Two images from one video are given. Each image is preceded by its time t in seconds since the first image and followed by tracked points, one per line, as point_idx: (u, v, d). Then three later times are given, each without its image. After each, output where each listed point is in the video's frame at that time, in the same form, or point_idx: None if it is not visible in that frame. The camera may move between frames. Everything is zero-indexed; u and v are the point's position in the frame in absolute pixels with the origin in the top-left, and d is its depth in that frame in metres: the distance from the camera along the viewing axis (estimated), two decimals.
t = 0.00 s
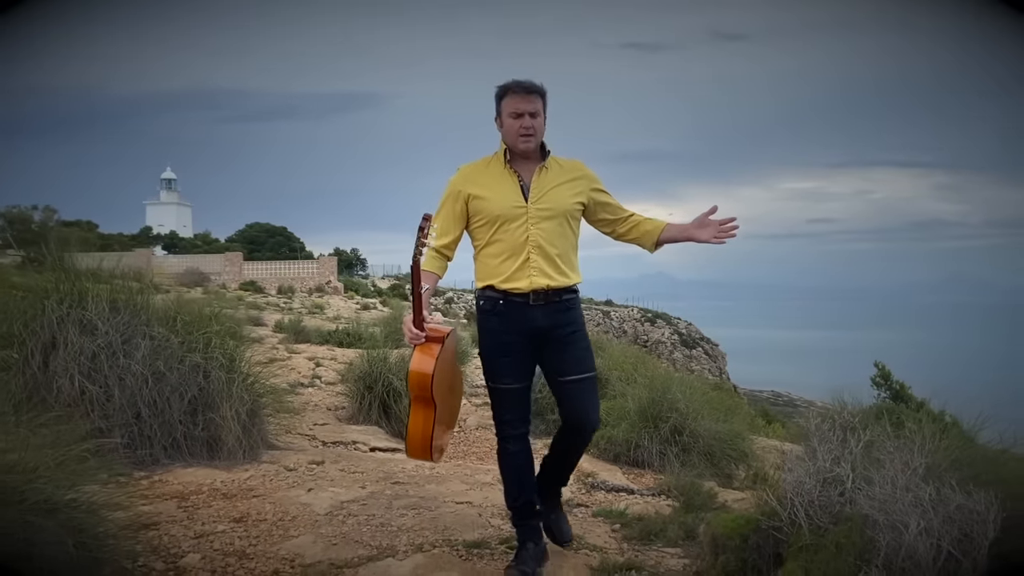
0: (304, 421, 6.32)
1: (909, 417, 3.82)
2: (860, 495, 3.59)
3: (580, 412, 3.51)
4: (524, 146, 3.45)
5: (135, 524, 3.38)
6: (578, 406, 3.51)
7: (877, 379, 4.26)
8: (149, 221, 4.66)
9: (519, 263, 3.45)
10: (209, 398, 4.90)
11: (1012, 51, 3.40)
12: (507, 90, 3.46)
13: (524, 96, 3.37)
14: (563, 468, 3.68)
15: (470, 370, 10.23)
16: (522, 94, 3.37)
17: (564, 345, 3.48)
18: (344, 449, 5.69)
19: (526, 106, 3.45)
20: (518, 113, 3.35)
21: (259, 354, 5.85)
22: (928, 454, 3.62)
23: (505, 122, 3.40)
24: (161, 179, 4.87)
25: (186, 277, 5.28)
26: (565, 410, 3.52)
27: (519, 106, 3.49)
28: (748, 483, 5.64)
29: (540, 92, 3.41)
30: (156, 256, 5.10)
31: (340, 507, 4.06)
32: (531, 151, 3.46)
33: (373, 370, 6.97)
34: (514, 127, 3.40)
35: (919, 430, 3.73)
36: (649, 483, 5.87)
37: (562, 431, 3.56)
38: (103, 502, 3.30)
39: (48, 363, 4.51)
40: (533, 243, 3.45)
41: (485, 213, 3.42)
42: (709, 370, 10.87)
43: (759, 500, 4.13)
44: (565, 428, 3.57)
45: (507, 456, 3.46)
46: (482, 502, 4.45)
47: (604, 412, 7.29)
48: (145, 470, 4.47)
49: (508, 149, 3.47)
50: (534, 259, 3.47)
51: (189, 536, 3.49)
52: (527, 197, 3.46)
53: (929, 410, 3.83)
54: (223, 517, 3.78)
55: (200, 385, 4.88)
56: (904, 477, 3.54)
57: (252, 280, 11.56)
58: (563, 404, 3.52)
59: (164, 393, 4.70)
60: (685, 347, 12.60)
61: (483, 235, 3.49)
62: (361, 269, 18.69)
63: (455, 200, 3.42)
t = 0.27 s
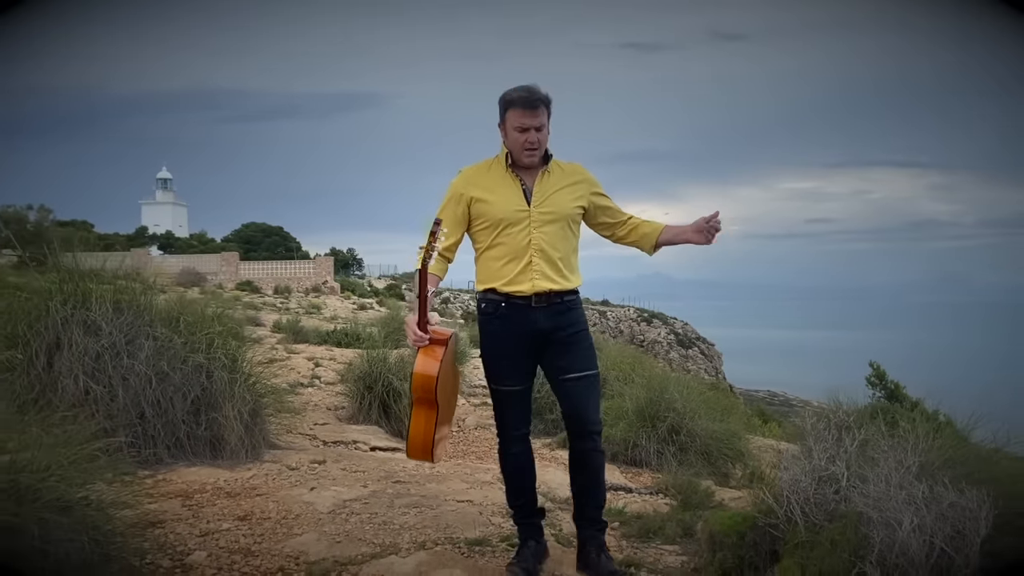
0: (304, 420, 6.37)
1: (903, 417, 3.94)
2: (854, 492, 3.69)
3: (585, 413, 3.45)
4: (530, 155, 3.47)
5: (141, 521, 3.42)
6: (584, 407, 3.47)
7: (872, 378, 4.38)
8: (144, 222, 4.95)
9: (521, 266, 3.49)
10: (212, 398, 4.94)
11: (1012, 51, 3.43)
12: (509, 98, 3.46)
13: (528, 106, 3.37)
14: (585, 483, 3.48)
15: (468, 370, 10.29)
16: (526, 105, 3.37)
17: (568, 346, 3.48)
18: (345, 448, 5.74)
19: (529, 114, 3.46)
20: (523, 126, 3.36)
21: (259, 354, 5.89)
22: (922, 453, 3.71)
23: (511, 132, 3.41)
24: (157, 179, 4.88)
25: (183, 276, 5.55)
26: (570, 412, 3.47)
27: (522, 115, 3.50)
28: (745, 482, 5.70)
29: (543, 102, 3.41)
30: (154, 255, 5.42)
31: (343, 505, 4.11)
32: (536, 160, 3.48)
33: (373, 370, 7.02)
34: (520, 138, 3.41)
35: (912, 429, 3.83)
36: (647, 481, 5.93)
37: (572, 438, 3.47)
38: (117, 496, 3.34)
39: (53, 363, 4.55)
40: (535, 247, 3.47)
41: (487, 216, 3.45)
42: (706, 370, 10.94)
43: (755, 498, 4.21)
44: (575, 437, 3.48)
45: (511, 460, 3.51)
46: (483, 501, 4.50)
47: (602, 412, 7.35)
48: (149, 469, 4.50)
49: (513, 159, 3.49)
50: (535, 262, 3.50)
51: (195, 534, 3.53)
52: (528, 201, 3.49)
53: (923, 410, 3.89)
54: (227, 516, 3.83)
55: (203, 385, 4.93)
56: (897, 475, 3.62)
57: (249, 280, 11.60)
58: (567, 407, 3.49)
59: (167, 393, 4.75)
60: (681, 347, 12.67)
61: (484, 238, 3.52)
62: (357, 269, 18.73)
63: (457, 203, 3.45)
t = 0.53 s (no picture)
0: (305, 419, 6.43)
1: (896, 416, 4.03)
2: (848, 488, 3.78)
3: (583, 412, 3.51)
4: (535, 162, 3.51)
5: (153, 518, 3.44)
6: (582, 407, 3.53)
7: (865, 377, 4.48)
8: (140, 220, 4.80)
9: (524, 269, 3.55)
10: (215, 397, 5.00)
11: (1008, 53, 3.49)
12: (515, 105, 3.49)
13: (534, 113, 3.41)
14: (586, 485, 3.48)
15: (465, 369, 10.36)
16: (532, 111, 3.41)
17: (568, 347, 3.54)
18: (346, 447, 5.81)
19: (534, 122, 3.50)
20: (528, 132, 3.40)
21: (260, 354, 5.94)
22: (914, 450, 3.77)
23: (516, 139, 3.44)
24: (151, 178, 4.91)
25: (175, 277, 5.20)
26: (568, 412, 3.53)
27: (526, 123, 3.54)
28: (740, 479, 5.79)
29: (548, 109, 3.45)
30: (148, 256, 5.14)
31: (346, 502, 4.18)
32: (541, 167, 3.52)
33: (373, 370, 7.08)
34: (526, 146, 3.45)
35: (904, 427, 3.89)
36: (644, 479, 6.01)
37: (570, 438, 3.52)
38: (131, 492, 3.36)
39: (58, 363, 4.60)
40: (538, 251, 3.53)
41: (491, 219, 3.51)
42: (701, 370, 11.03)
43: (752, 495, 4.29)
44: (574, 437, 3.53)
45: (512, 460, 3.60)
46: (483, 498, 4.58)
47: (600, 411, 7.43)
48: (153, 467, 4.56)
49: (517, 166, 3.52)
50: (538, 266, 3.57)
51: (201, 530, 3.58)
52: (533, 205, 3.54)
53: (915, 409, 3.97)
54: (232, 512, 3.89)
55: (206, 385, 4.99)
56: (890, 471, 3.70)
57: (246, 280, 11.63)
58: (566, 407, 3.55)
59: (171, 391, 4.81)
60: (676, 347, 12.76)
61: (489, 240, 3.59)
62: (353, 269, 18.76)
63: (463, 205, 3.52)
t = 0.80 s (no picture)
0: (304, 418, 6.49)
1: (888, 414, 4.12)
2: (839, 485, 3.87)
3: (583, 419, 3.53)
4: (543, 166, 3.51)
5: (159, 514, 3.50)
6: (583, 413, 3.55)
7: (857, 377, 4.57)
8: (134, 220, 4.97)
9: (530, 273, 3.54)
10: (216, 396, 5.05)
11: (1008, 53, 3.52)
12: (524, 108, 3.42)
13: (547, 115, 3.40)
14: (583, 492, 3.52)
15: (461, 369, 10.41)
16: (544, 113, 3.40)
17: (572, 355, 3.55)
18: (345, 445, 5.87)
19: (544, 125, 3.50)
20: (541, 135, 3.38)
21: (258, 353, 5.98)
22: (904, 446, 3.86)
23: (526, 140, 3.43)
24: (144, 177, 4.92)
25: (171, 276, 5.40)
26: (569, 418, 3.55)
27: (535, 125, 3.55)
28: (735, 476, 5.86)
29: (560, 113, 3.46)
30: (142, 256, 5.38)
31: (347, 499, 4.24)
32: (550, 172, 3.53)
33: (371, 369, 7.13)
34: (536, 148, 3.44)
35: (895, 424, 3.98)
36: (640, 477, 6.09)
37: (570, 445, 3.54)
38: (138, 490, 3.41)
39: (60, 363, 4.64)
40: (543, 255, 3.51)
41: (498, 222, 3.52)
42: (695, 369, 11.11)
43: (746, 492, 4.38)
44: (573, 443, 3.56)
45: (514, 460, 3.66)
46: (482, 495, 4.65)
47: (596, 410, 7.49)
48: (155, 466, 4.61)
49: (524, 168, 3.53)
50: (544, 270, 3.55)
51: (205, 527, 3.63)
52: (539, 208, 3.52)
53: (906, 408, 4.06)
54: (235, 509, 3.94)
55: (207, 384, 5.04)
56: (880, 467, 3.79)
57: (241, 280, 11.65)
58: (567, 413, 3.57)
59: (172, 391, 4.85)
60: (670, 347, 12.85)
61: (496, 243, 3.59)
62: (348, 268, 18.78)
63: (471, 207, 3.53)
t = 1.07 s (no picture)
0: (301, 418, 6.54)
1: (878, 413, 4.22)
2: (830, 483, 3.95)
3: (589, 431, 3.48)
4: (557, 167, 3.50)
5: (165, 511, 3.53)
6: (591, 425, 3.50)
7: (848, 376, 4.66)
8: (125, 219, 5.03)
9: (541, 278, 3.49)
10: (215, 397, 5.09)
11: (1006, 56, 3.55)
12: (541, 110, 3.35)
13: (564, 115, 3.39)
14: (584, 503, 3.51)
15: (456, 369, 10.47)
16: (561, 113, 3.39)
17: (583, 364, 3.50)
18: (342, 445, 5.92)
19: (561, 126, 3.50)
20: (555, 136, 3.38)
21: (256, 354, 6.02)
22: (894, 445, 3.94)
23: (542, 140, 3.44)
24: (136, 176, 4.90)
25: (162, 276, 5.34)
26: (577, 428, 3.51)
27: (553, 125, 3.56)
28: (728, 475, 5.92)
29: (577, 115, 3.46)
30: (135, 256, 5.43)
31: (346, 498, 4.29)
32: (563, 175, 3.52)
33: (368, 370, 7.18)
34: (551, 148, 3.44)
35: (885, 423, 4.08)
36: (634, 476, 6.16)
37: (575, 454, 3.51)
38: (142, 489, 3.46)
39: (60, 364, 4.67)
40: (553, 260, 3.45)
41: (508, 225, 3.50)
42: (688, 369, 11.20)
43: (739, 490, 4.46)
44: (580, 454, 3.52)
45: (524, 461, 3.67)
46: (479, 494, 4.71)
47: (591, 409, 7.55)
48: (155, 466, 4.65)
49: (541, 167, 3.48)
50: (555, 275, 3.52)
51: (206, 526, 3.67)
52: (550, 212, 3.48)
53: (896, 407, 4.16)
54: (235, 509, 3.98)
55: (206, 385, 5.08)
56: (870, 465, 3.87)
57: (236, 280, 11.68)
58: (575, 423, 3.53)
59: (172, 391, 4.90)
60: (663, 347, 12.93)
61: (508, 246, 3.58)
62: (341, 268, 18.80)
63: (482, 211, 3.53)
